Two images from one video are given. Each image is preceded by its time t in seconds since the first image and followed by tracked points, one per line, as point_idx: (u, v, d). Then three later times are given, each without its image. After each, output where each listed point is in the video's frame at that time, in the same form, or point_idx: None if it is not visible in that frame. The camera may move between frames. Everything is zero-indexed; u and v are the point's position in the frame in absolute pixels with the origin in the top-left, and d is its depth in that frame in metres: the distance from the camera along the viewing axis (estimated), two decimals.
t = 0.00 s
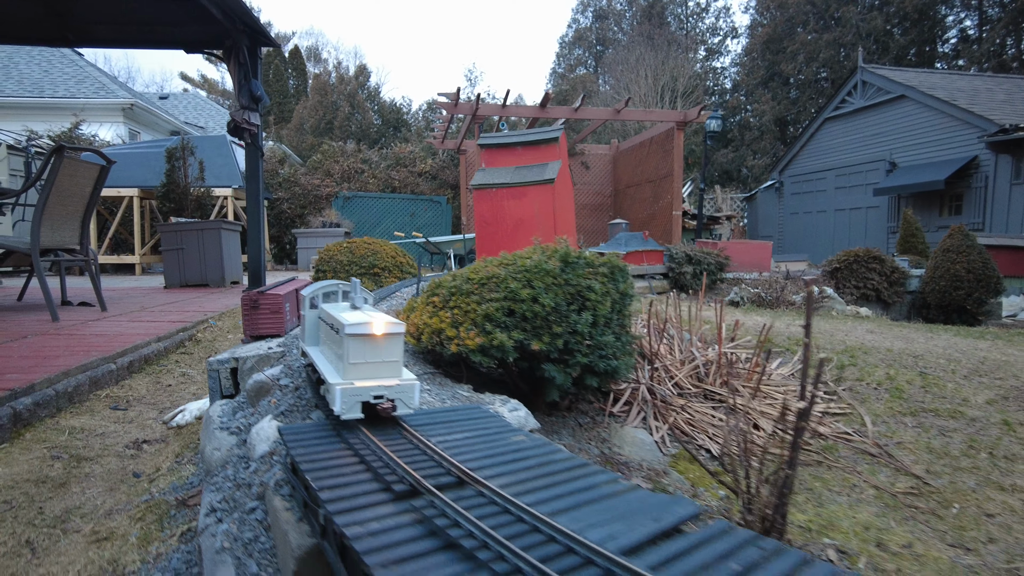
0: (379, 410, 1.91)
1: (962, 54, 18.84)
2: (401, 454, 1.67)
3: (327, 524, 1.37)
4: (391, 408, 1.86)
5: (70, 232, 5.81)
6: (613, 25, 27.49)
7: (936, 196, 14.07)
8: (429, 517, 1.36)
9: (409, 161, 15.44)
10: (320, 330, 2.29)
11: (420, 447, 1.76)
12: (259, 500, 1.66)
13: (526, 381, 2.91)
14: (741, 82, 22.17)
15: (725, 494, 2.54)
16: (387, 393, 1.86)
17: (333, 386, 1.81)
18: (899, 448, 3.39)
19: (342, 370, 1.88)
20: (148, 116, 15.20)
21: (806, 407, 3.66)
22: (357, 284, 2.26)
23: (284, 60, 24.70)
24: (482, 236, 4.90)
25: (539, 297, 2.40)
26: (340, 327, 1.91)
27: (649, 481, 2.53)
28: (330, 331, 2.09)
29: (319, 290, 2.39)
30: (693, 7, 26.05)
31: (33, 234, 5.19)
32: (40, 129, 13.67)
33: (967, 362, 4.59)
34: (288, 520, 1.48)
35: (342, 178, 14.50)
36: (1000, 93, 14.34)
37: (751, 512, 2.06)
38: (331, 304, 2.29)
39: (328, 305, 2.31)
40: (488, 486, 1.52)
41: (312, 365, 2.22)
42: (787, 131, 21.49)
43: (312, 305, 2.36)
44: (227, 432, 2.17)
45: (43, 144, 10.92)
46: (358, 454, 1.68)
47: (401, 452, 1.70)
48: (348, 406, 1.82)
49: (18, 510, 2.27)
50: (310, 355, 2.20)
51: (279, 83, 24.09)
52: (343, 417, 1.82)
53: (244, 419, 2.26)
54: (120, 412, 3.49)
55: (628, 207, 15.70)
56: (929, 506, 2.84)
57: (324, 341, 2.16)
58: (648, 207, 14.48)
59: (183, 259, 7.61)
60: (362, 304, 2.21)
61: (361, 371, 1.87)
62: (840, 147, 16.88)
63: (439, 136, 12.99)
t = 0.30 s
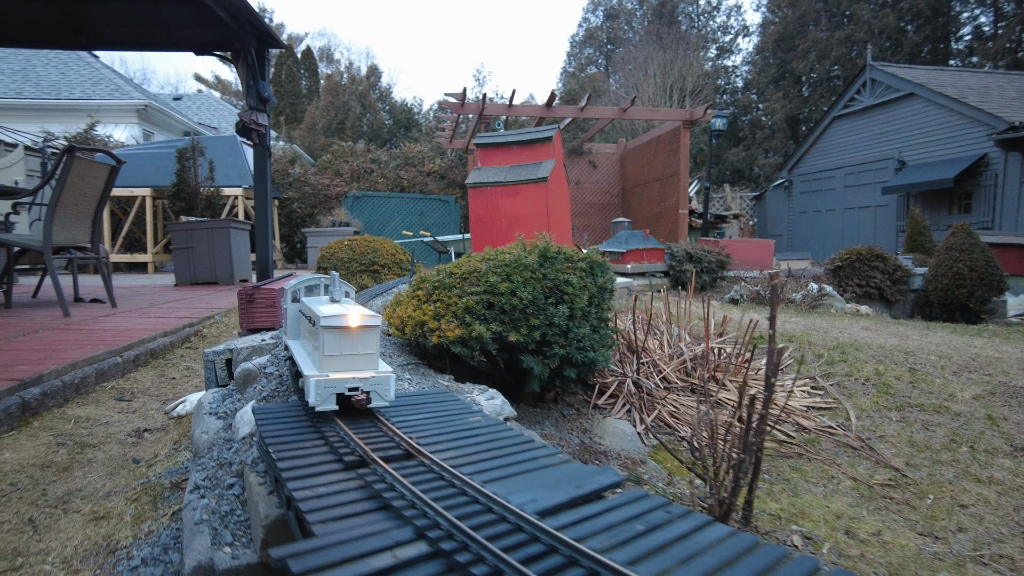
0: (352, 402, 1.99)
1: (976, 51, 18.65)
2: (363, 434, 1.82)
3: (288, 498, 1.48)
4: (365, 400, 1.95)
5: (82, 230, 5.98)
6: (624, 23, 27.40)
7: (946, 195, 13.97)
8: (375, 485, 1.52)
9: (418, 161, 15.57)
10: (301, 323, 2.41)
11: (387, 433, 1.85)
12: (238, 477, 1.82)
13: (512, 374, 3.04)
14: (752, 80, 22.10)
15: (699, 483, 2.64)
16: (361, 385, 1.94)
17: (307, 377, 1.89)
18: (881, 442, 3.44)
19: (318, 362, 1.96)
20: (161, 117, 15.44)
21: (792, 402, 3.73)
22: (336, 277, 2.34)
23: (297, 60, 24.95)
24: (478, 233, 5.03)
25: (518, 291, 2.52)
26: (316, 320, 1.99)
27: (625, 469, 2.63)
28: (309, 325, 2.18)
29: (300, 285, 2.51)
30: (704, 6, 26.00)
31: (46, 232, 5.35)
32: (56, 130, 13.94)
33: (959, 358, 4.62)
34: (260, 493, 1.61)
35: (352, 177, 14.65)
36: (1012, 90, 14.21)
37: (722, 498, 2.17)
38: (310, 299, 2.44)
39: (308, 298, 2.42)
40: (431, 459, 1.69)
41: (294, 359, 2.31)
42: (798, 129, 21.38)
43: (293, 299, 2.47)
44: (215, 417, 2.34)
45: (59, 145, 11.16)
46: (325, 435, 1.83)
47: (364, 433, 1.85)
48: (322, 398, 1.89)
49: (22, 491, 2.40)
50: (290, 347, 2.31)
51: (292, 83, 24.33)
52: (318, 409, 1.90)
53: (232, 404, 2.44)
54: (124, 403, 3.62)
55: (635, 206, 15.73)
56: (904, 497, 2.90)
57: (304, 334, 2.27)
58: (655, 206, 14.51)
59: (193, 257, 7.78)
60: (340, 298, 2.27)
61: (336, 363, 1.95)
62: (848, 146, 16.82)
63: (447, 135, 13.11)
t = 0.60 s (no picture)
0: (362, 398, 1.98)
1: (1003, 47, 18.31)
2: (366, 429, 1.88)
3: (288, 477, 1.59)
4: (374, 398, 1.96)
5: (107, 230, 6.18)
6: (643, 22, 27.29)
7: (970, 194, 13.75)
8: (365, 462, 1.64)
9: (436, 161, 15.72)
10: (309, 321, 2.46)
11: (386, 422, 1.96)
12: (246, 460, 1.94)
13: (515, 368, 3.13)
14: (773, 78, 21.93)
15: (697, 475, 2.70)
16: (370, 383, 1.95)
17: (316, 376, 1.90)
18: (885, 439, 3.45)
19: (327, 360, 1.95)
20: (185, 119, 15.76)
21: (797, 399, 3.76)
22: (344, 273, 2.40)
23: (318, 62, 25.26)
24: (488, 231, 5.13)
25: (519, 286, 2.61)
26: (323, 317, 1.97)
27: (624, 461, 2.70)
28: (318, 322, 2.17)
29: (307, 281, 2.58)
30: (725, 4, 25.84)
31: (73, 232, 5.54)
32: (85, 132, 14.30)
33: (970, 357, 4.59)
34: (264, 473, 1.72)
35: (371, 178, 14.82)
36: None
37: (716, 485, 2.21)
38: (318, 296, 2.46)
39: (316, 296, 2.46)
40: (419, 440, 1.81)
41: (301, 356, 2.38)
42: (820, 128, 21.17)
43: (301, 295, 2.55)
44: (226, 405, 2.47)
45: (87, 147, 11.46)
46: (326, 421, 1.94)
47: (368, 427, 1.90)
48: (331, 396, 1.90)
49: (50, 475, 2.54)
50: (298, 344, 2.40)
51: (314, 85, 24.62)
52: (327, 407, 1.90)
53: (243, 394, 2.58)
54: (146, 395, 3.76)
55: (652, 205, 15.72)
56: (904, 492, 2.92)
57: (313, 331, 2.30)
58: (673, 206, 14.48)
59: (214, 256, 7.97)
60: (349, 295, 2.33)
61: (345, 360, 1.94)
62: (869, 144, 16.64)
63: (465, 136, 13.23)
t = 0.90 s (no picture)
0: (401, 400, 1.93)
1: None
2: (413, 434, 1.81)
3: (315, 459, 1.68)
4: (413, 398, 1.90)
5: (138, 229, 6.36)
6: (667, 21, 27.15)
7: (1001, 193, 13.47)
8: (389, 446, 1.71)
9: (458, 161, 15.86)
10: (339, 318, 2.47)
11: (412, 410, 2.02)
12: (275, 448, 2.03)
13: (535, 364, 3.20)
14: (798, 76, 21.70)
15: (713, 471, 2.73)
16: (408, 383, 1.88)
17: (353, 376, 1.85)
18: (904, 439, 3.45)
19: (364, 359, 1.90)
20: (213, 119, 16.07)
21: (817, 399, 3.76)
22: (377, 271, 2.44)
23: (342, 63, 25.58)
24: (509, 230, 5.19)
25: (537, 284, 2.68)
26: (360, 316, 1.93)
27: (640, 456, 2.74)
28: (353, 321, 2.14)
29: (336, 279, 2.64)
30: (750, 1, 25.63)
31: (106, 231, 5.72)
32: (116, 134, 14.67)
33: (995, 358, 4.55)
34: (293, 459, 1.81)
35: (394, 178, 14.98)
36: None
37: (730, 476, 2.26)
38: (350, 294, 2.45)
39: (347, 294, 2.49)
40: (443, 428, 1.88)
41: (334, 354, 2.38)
42: (846, 126, 20.89)
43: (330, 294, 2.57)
44: (256, 396, 2.56)
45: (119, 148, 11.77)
46: (355, 414, 1.98)
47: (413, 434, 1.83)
48: (368, 397, 1.84)
49: (88, 462, 2.66)
50: (330, 341, 2.41)
51: (338, 86, 24.91)
52: (365, 407, 1.85)
53: (271, 385, 2.68)
54: (176, 388, 3.90)
55: (675, 205, 15.65)
56: (923, 491, 2.93)
57: (345, 329, 2.29)
58: (695, 205, 14.42)
59: (241, 255, 8.15)
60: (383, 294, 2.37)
61: (382, 360, 1.89)
62: (897, 143, 16.40)
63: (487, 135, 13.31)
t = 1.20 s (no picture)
0: (435, 396, 1.92)
1: None
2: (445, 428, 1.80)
3: (338, 438, 1.77)
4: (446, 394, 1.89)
5: (162, 227, 6.53)
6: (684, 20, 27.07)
7: None
8: (409, 427, 1.79)
9: (475, 161, 15.98)
10: (365, 313, 2.43)
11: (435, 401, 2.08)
12: (299, 433, 2.12)
13: (548, 358, 3.27)
14: (817, 75, 21.54)
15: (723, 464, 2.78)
16: (442, 378, 1.88)
17: (387, 371, 1.83)
18: (915, 435, 3.48)
19: (397, 355, 1.88)
20: (233, 120, 16.34)
21: (829, 395, 3.79)
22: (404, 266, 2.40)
23: (360, 64, 25.83)
24: (524, 228, 5.26)
25: (550, 280, 2.74)
26: (393, 311, 1.91)
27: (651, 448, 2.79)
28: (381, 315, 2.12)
29: (362, 274, 2.53)
30: None
31: (132, 229, 5.88)
32: (139, 134, 14.97)
33: (1011, 356, 4.53)
34: (316, 443, 1.90)
35: (411, 177, 15.13)
36: None
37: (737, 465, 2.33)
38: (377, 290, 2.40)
39: (372, 289, 2.44)
40: (470, 417, 1.91)
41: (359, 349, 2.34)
42: (867, 124, 20.68)
43: (356, 289, 2.50)
44: (279, 386, 2.67)
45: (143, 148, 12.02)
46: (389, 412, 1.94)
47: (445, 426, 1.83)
48: (402, 392, 1.84)
49: (119, 449, 2.78)
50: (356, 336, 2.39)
51: (356, 86, 25.17)
52: (398, 402, 1.84)
53: (294, 375, 2.78)
54: (200, 381, 4.02)
55: (691, 204, 15.62)
56: (932, 486, 2.95)
57: (372, 325, 2.25)
58: (712, 204, 14.38)
59: (262, 253, 8.31)
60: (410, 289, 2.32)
61: (415, 355, 1.88)
62: (918, 141, 16.22)
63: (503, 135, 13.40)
